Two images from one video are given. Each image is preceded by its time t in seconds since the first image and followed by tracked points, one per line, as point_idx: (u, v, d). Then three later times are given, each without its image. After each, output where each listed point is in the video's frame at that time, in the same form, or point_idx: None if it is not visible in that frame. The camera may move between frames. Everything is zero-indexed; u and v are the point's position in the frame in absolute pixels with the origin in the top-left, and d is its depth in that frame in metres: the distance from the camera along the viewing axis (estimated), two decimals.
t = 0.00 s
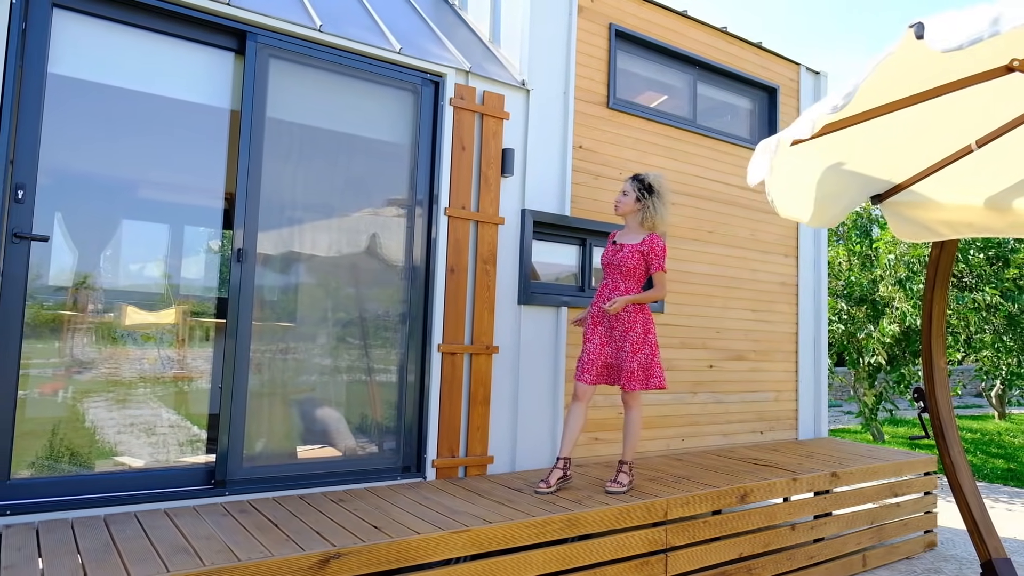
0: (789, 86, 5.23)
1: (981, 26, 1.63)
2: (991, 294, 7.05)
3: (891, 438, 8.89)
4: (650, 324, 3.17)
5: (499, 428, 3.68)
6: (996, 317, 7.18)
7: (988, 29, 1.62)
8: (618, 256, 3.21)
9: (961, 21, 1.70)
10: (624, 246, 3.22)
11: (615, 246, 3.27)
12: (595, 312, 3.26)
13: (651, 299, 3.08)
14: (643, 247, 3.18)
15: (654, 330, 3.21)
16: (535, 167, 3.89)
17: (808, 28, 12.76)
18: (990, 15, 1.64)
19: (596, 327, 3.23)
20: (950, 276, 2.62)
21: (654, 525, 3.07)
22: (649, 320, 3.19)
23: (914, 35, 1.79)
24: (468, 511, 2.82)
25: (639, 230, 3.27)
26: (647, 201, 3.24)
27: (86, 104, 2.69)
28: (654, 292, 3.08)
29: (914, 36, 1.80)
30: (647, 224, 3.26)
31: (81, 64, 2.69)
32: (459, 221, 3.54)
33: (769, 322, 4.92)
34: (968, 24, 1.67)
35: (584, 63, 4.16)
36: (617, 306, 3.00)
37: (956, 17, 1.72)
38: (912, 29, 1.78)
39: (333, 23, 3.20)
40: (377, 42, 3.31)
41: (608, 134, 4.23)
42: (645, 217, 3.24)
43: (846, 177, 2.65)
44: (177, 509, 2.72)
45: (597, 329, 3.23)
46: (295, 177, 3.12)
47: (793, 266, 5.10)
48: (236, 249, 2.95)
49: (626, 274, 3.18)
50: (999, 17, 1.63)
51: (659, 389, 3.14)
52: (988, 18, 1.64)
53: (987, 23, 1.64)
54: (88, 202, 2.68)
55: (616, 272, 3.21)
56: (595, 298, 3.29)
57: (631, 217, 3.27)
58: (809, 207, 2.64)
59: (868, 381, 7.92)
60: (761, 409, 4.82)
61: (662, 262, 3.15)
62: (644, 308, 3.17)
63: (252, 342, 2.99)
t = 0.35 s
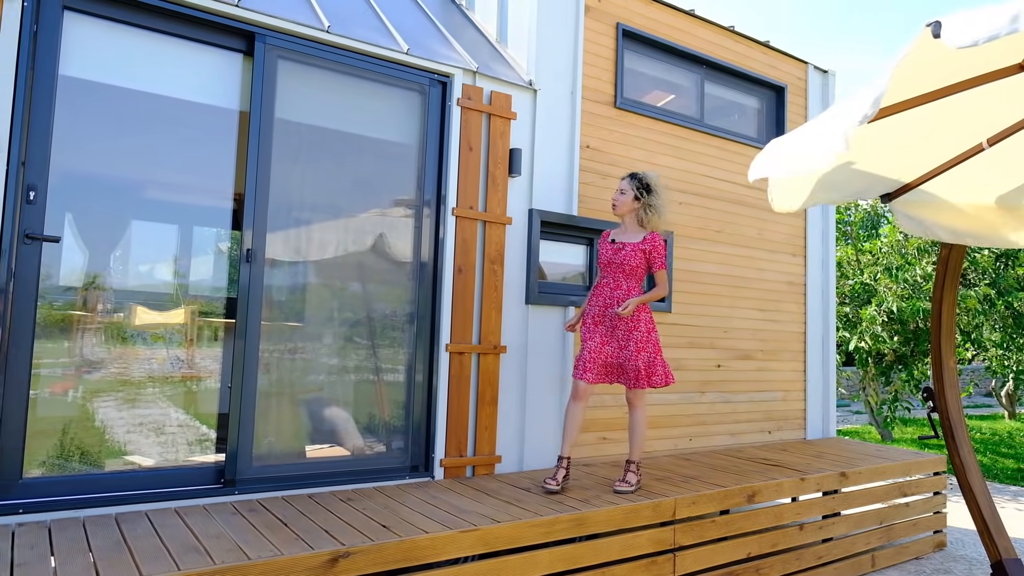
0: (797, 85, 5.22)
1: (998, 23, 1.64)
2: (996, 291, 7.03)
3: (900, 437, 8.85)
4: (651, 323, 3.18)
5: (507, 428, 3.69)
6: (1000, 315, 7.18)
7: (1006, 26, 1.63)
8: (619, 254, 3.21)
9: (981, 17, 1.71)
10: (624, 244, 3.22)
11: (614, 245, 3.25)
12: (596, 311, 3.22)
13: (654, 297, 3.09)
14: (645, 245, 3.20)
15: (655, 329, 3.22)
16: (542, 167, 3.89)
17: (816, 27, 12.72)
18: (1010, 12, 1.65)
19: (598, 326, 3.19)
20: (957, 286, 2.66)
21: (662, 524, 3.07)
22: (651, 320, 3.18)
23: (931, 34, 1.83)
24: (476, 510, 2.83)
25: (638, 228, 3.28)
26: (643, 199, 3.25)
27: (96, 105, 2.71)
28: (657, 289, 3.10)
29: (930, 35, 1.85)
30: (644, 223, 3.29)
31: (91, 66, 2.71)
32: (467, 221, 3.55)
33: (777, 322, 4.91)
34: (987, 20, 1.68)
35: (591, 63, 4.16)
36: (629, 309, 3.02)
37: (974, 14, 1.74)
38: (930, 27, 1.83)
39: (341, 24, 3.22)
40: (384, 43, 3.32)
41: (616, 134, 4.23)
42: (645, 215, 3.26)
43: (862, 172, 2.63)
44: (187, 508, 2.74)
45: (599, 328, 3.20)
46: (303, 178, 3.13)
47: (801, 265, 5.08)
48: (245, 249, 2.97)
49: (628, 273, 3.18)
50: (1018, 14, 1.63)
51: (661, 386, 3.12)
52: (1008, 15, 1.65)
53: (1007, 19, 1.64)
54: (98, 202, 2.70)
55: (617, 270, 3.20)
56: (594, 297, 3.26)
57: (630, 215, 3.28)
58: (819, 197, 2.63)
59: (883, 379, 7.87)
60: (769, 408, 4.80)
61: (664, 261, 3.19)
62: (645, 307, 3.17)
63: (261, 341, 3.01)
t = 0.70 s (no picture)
0: (805, 84, 5.20)
1: (1008, 26, 1.64)
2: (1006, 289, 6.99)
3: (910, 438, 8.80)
4: (629, 323, 3.19)
5: (515, 428, 3.69)
6: (1012, 313, 7.13)
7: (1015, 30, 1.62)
8: (598, 252, 3.19)
9: (997, 15, 1.69)
10: (602, 242, 3.21)
11: (591, 244, 3.24)
12: (576, 310, 3.19)
13: (630, 297, 3.14)
14: (623, 243, 3.19)
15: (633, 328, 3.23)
16: (550, 166, 3.89)
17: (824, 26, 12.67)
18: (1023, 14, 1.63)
19: (578, 326, 3.17)
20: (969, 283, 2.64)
21: (670, 525, 3.07)
22: (628, 319, 3.18)
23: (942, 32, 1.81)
24: (484, 510, 2.83)
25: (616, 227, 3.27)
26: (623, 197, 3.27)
27: (106, 107, 2.73)
28: (634, 290, 3.14)
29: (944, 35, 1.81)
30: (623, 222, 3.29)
31: (101, 68, 2.73)
32: (475, 221, 3.55)
33: (786, 321, 4.89)
34: (1000, 21, 1.67)
35: (598, 62, 4.15)
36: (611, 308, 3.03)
37: (989, 12, 1.72)
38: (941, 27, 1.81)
39: (349, 25, 3.23)
40: (392, 43, 3.32)
41: (623, 133, 4.22)
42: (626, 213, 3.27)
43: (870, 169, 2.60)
44: (198, 507, 2.75)
45: (579, 328, 3.17)
46: (311, 178, 3.14)
47: (809, 264, 5.06)
48: (254, 250, 2.98)
49: (606, 272, 3.17)
50: None
51: (640, 384, 3.16)
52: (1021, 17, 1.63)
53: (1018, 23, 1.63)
54: (108, 204, 2.71)
55: (596, 268, 3.19)
56: (573, 296, 3.23)
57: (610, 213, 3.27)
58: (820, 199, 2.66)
59: (896, 379, 7.77)
60: (778, 408, 4.79)
61: (641, 258, 3.19)
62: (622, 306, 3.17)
63: (270, 341, 3.02)
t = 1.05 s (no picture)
0: (816, 82, 5.17)
1: None
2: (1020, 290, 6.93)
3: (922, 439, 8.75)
4: (616, 317, 3.21)
5: (525, 427, 3.69)
6: None
7: None
8: (585, 247, 3.19)
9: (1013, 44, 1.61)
10: (587, 236, 3.22)
11: (576, 238, 3.23)
12: (565, 309, 3.15)
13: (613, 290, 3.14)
14: (609, 237, 3.23)
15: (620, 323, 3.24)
16: (559, 165, 3.88)
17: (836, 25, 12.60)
18: None
19: (569, 323, 3.14)
20: (981, 285, 2.62)
21: (680, 524, 3.06)
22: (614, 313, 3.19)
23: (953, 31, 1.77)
24: (494, 510, 2.83)
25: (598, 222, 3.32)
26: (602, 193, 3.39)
27: (118, 106, 2.74)
28: (616, 283, 3.18)
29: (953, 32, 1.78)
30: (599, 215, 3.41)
31: (114, 67, 2.74)
32: (484, 220, 3.55)
33: (796, 321, 4.87)
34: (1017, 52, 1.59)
35: (608, 61, 4.14)
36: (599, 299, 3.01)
37: (1000, 36, 1.64)
38: (952, 25, 1.77)
39: (359, 24, 3.23)
40: (402, 43, 3.33)
41: (633, 133, 4.21)
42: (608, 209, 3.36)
43: (872, 172, 2.64)
44: (209, 505, 2.77)
45: (570, 325, 3.14)
46: (321, 178, 3.15)
47: (820, 264, 5.04)
48: (265, 249, 2.99)
49: (592, 265, 3.18)
50: None
51: (630, 379, 3.15)
52: None
53: None
54: (119, 203, 2.72)
55: (585, 263, 3.19)
56: (561, 291, 3.20)
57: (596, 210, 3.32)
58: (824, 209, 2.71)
59: (908, 382, 7.80)
60: (788, 408, 4.77)
61: (623, 253, 3.26)
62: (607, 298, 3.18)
63: (280, 340, 3.03)
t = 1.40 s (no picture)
0: (831, 80, 5.13)
1: None
2: None
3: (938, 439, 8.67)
4: (626, 316, 3.22)
5: (539, 428, 3.68)
6: None
7: None
8: (596, 247, 3.20)
9: None
10: (596, 236, 3.22)
11: (585, 238, 3.22)
12: (581, 308, 3.12)
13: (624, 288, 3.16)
14: (617, 236, 3.24)
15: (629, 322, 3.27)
16: (572, 165, 3.87)
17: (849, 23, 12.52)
18: None
19: (586, 323, 3.09)
20: (1000, 286, 2.58)
21: (696, 525, 3.04)
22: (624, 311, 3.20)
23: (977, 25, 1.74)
24: (509, 510, 2.82)
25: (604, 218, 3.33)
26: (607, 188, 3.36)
27: (133, 109, 2.76)
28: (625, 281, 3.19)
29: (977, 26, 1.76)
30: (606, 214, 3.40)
31: (130, 69, 2.76)
32: (497, 220, 3.55)
33: (811, 321, 4.84)
34: None
35: (620, 60, 4.13)
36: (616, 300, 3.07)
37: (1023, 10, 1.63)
38: (975, 19, 1.74)
39: (372, 25, 3.24)
40: (414, 43, 3.33)
41: (646, 131, 4.19)
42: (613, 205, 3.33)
43: (893, 169, 2.61)
44: (225, 505, 2.78)
45: (585, 325, 3.10)
46: (334, 178, 3.15)
47: (835, 263, 5.00)
48: (279, 250, 3.00)
49: (602, 264, 3.19)
50: None
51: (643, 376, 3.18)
52: None
53: None
54: (135, 205, 2.74)
55: (595, 263, 3.19)
56: (572, 293, 3.18)
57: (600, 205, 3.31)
58: (849, 208, 2.66)
59: (924, 383, 7.75)
60: (803, 408, 4.74)
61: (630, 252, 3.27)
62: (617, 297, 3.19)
63: (295, 341, 3.03)
